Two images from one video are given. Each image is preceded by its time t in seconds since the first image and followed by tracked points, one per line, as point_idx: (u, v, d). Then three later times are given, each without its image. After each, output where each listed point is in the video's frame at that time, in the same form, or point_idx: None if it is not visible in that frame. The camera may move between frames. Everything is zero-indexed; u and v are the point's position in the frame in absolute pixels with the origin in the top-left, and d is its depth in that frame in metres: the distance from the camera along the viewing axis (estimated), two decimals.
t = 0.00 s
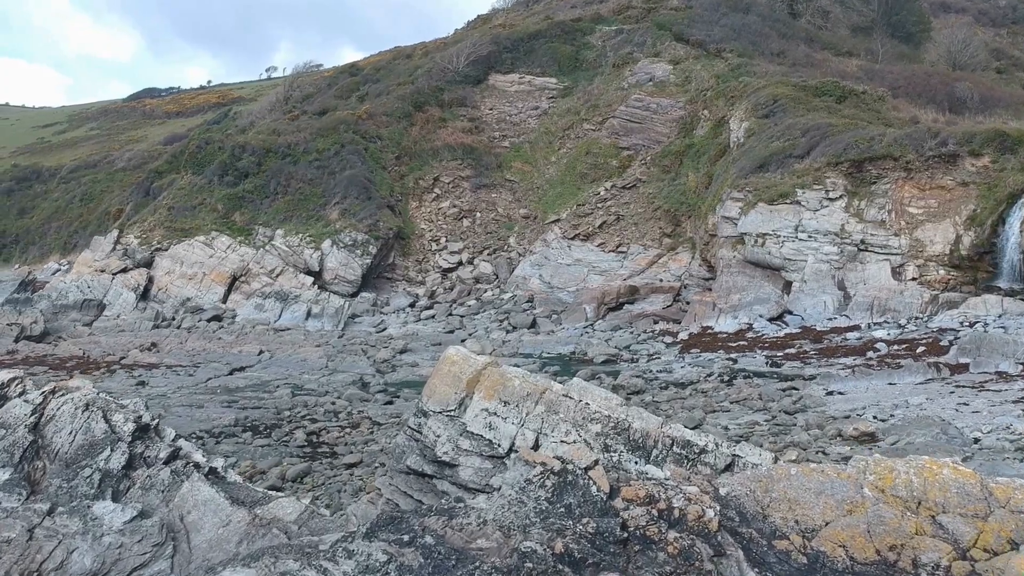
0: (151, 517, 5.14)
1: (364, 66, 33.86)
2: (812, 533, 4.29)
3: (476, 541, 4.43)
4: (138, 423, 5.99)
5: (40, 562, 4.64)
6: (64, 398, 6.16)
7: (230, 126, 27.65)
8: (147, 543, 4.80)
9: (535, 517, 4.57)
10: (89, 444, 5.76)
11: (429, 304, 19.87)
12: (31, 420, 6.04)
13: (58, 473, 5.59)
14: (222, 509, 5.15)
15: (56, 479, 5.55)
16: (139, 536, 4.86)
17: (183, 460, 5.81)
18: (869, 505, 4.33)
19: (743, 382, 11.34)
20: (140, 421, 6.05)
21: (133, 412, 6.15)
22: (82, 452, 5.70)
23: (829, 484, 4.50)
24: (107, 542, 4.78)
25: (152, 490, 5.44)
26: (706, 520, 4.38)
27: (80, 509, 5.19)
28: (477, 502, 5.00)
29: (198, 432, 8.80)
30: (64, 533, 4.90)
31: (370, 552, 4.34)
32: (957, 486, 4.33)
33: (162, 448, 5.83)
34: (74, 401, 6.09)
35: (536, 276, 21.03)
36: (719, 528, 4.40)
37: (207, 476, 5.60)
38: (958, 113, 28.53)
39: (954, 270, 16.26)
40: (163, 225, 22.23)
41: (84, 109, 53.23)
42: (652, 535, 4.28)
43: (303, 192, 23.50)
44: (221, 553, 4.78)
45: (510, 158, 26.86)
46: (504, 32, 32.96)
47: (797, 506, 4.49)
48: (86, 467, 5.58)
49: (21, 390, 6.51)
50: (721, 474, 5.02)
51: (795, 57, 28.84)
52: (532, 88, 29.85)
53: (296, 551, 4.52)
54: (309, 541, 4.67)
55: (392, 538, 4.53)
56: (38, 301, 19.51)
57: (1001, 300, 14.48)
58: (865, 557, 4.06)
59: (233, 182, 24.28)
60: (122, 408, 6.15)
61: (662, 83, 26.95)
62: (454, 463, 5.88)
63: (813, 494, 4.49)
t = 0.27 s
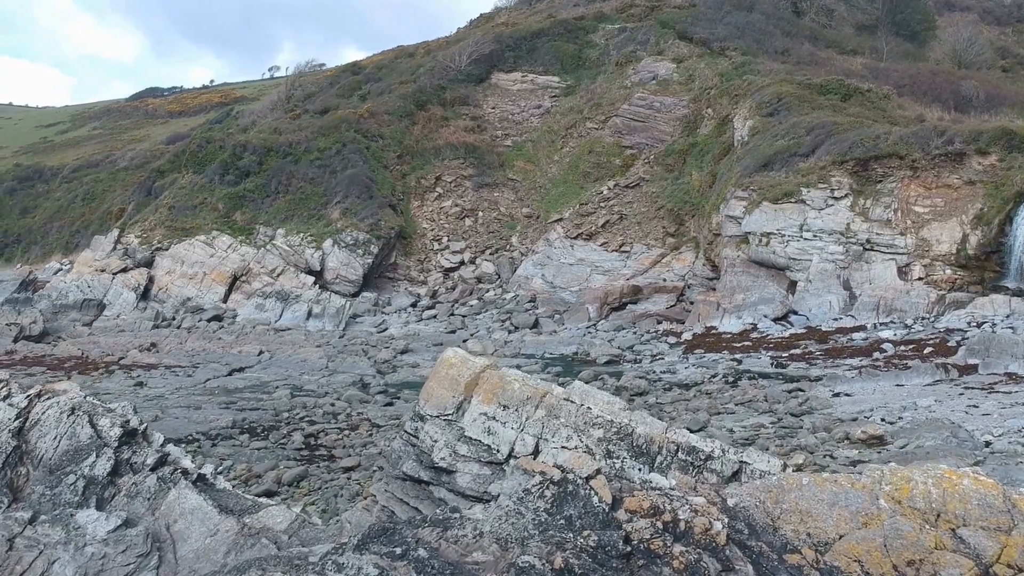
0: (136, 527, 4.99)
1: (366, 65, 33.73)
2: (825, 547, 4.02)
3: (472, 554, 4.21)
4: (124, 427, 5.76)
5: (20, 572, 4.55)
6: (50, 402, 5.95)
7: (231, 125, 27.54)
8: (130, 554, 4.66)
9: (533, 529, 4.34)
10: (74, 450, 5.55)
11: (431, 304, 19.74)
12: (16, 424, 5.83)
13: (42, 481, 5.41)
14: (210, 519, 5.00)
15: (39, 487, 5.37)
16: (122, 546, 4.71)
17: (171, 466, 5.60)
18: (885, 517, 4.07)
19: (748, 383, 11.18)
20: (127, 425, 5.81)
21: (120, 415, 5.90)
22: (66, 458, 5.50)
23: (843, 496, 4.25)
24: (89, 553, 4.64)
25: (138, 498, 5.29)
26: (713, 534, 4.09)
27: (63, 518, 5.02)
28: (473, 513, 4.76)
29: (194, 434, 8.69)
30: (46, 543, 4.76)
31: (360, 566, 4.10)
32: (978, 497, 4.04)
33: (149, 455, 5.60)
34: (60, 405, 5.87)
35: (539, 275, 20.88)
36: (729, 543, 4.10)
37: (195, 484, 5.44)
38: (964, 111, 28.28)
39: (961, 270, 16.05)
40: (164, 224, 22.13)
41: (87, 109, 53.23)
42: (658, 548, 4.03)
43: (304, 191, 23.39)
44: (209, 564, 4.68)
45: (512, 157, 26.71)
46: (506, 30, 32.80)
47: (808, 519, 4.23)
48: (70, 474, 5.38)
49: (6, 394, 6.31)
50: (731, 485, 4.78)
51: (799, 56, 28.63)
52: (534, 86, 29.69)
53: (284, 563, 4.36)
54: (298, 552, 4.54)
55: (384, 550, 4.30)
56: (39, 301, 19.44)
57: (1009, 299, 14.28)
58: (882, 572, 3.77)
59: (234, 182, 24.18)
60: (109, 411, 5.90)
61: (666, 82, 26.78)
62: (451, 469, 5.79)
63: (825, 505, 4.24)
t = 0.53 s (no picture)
0: (119, 537, 4.85)
1: (367, 64, 33.60)
2: (837, 562, 3.86)
3: (466, 568, 4.02)
4: (109, 433, 5.66)
5: None
6: (33, 406, 5.83)
7: (232, 124, 27.43)
8: (112, 565, 4.51)
9: (530, 543, 4.14)
10: (56, 457, 5.43)
11: (432, 304, 19.62)
12: None
13: (22, 487, 5.27)
14: (196, 529, 4.86)
15: (19, 493, 5.23)
16: (104, 556, 4.56)
17: (156, 474, 5.45)
18: (902, 530, 3.90)
19: (752, 385, 11.02)
20: (113, 431, 5.72)
21: (105, 421, 5.81)
22: (48, 464, 5.37)
23: (856, 508, 4.10)
24: (69, 564, 4.49)
25: (122, 506, 5.15)
26: (720, 547, 3.93)
27: (43, 527, 4.88)
28: (468, 523, 4.61)
29: (190, 437, 8.57)
30: (25, 554, 4.61)
31: None
32: (1001, 509, 3.85)
33: (134, 462, 5.48)
34: (42, 409, 5.75)
35: (541, 275, 20.73)
36: (735, 557, 3.95)
37: (181, 491, 5.29)
38: (970, 110, 28.03)
39: (967, 269, 15.86)
40: (165, 224, 22.04)
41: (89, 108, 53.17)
42: (660, 563, 3.87)
43: (305, 190, 23.28)
44: None
45: (515, 155, 26.57)
46: (508, 29, 32.65)
47: (820, 532, 4.10)
48: (51, 481, 5.25)
49: None
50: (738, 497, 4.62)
51: (803, 54, 28.43)
52: (537, 85, 29.54)
53: None
54: (285, 564, 4.40)
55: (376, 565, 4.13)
56: (39, 301, 19.36)
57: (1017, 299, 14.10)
58: None
59: (235, 181, 24.08)
60: (94, 416, 5.84)
61: (669, 80, 26.61)
62: (448, 475, 5.63)
63: (837, 517, 4.11)
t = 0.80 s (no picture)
0: (102, 546, 4.69)
1: (369, 63, 33.50)
2: None
3: None
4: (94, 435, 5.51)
5: None
6: (17, 410, 5.74)
7: (234, 123, 27.34)
8: None
9: (527, 557, 3.98)
10: (40, 462, 5.35)
11: (434, 304, 19.48)
12: None
13: (5, 495, 5.18)
14: (182, 539, 4.70)
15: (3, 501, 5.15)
16: (85, 568, 4.39)
17: (142, 479, 5.29)
18: (920, 544, 3.71)
19: (757, 386, 10.86)
20: (99, 435, 5.58)
21: (91, 424, 5.67)
22: (32, 471, 5.30)
23: (871, 519, 3.92)
24: None
25: (105, 514, 5.00)
26: (728, 562, 3.75)
27: (24, 536, 4.73)
28: (465, 535, 4.44)
29: (186, 439, 8.44)
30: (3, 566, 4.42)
31: None
32: None
33: (120, 467, 5.34)
34: (27, 413, 5.67)
35: (543, 275, 20.59)
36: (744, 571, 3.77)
37: (167, 498, 5.15)
38: (975, 108, 27.79)
39: (974, 269, 15.67)
40: (165, 223, 21.95)
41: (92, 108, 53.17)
42: None
43: (306, 190, 23.17)
44: None
45: (517, 154, 26.42)
46: (511, 27, 32.51)
47: (832, 545, 3.90)
48: (35, 488, 5.17)
49: None
50: (747, 508, 4.39)
51: (807, 53, 28.24)
52: (539, 84, 29.38)
53: None
54: None
55: None
56: (38, 300, 19.28)
57: None
58: None
59: (236, 180, 23.99)
60: (79, 419, 5.71)
61: (672, 79, 26.45)
62: (445, 482, 5.47)
63: (851, 528, 3.91)
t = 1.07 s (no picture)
0: (86, 559, 4.54)
1: (371, 62, 33.39)
2: None
3: None
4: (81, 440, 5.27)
5: None
6: None
7: (235, 123, 27.26)
8: None
9: (528, 572, 3.77)
10: (23, 471, 5.00)
11: (435, 304, 19.36)
12: None
13: None
14: (170, 551, 4.55)
15: None
16: None
17: (131, 488, 5.10)
18: (945, 561, 3.57)
19: (763, 388, 10.71)
20: (85, 441, 5.33)
21: (77, 429, 5.40)
22: (13, 479, 4.94)
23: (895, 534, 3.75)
24: None
25: (90, 524, 4.81)
26: None
27: (5, 548, 4.55)
28: (463, 548, 4.25)
29: (182, 440, 8.34)
30: None
31: None
32: None
33: (107, 475, 5.14)
34: (9, 418, 5.28)
35: (545, 274, 20.45)
36: None
37: (156, 507, 4.99)
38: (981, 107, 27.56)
39: (981, 269, 15.50)
40: (166, 223, 21.86)
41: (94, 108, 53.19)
42: None
43: (307, 189, 23.08)
44: None
45: (519, 153, 26.28)
46: (513, 26, 32.37)
47: (850, 562, 3.73)
48: (16, 498, 4.83)
49: None
50: (758, 521, 4.23)
51: (811, 51, 28.04)
52: (542, 82, 29.22)
53: None
54: None
55: None
56: (39, 300, 19.19)
57: None
58: None
59: (237, 180, 23.88)
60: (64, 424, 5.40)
61: (675, 77, 26.29)
62: (443, 489, 5.35)
63: (870, 545, 3.75)
